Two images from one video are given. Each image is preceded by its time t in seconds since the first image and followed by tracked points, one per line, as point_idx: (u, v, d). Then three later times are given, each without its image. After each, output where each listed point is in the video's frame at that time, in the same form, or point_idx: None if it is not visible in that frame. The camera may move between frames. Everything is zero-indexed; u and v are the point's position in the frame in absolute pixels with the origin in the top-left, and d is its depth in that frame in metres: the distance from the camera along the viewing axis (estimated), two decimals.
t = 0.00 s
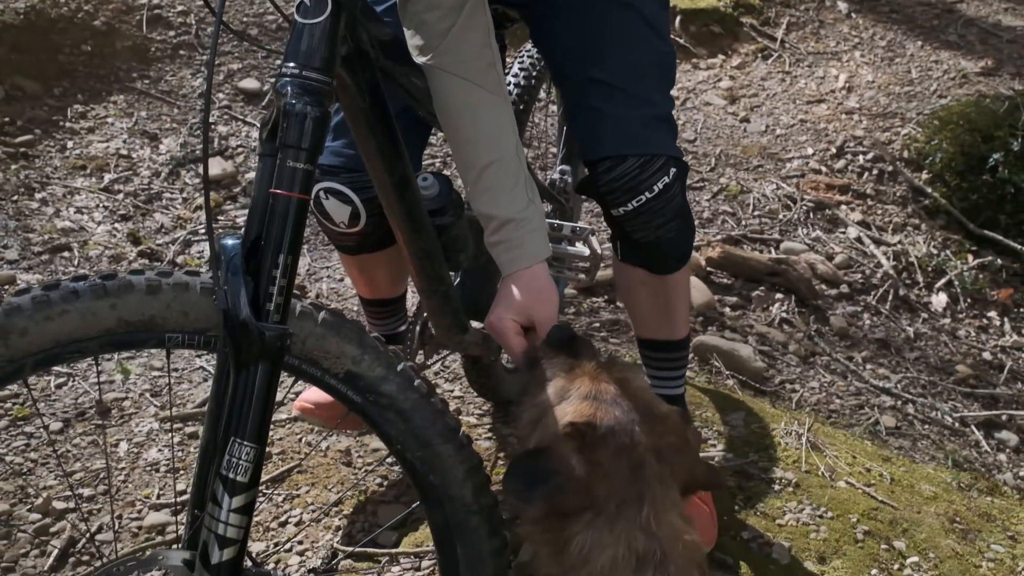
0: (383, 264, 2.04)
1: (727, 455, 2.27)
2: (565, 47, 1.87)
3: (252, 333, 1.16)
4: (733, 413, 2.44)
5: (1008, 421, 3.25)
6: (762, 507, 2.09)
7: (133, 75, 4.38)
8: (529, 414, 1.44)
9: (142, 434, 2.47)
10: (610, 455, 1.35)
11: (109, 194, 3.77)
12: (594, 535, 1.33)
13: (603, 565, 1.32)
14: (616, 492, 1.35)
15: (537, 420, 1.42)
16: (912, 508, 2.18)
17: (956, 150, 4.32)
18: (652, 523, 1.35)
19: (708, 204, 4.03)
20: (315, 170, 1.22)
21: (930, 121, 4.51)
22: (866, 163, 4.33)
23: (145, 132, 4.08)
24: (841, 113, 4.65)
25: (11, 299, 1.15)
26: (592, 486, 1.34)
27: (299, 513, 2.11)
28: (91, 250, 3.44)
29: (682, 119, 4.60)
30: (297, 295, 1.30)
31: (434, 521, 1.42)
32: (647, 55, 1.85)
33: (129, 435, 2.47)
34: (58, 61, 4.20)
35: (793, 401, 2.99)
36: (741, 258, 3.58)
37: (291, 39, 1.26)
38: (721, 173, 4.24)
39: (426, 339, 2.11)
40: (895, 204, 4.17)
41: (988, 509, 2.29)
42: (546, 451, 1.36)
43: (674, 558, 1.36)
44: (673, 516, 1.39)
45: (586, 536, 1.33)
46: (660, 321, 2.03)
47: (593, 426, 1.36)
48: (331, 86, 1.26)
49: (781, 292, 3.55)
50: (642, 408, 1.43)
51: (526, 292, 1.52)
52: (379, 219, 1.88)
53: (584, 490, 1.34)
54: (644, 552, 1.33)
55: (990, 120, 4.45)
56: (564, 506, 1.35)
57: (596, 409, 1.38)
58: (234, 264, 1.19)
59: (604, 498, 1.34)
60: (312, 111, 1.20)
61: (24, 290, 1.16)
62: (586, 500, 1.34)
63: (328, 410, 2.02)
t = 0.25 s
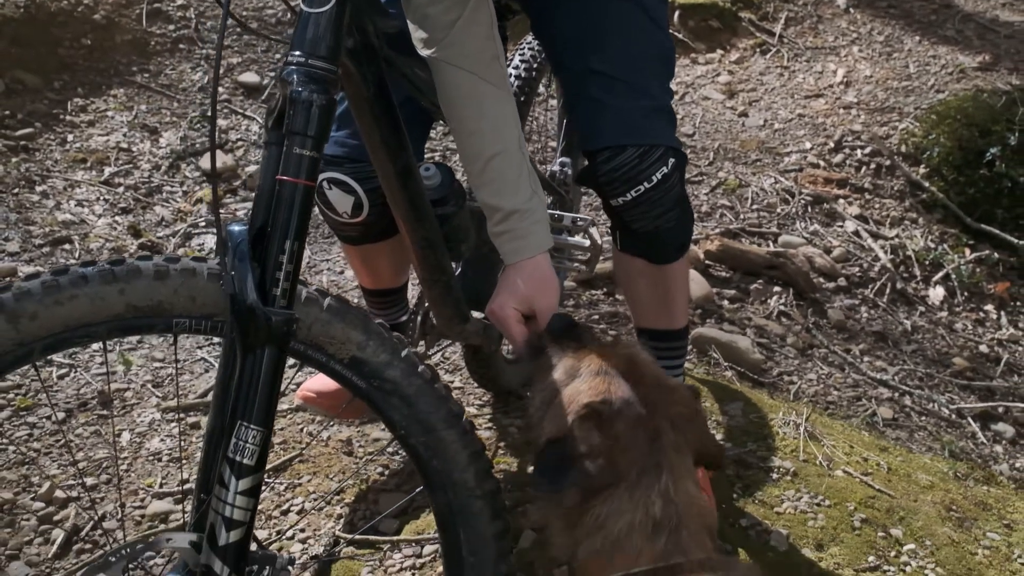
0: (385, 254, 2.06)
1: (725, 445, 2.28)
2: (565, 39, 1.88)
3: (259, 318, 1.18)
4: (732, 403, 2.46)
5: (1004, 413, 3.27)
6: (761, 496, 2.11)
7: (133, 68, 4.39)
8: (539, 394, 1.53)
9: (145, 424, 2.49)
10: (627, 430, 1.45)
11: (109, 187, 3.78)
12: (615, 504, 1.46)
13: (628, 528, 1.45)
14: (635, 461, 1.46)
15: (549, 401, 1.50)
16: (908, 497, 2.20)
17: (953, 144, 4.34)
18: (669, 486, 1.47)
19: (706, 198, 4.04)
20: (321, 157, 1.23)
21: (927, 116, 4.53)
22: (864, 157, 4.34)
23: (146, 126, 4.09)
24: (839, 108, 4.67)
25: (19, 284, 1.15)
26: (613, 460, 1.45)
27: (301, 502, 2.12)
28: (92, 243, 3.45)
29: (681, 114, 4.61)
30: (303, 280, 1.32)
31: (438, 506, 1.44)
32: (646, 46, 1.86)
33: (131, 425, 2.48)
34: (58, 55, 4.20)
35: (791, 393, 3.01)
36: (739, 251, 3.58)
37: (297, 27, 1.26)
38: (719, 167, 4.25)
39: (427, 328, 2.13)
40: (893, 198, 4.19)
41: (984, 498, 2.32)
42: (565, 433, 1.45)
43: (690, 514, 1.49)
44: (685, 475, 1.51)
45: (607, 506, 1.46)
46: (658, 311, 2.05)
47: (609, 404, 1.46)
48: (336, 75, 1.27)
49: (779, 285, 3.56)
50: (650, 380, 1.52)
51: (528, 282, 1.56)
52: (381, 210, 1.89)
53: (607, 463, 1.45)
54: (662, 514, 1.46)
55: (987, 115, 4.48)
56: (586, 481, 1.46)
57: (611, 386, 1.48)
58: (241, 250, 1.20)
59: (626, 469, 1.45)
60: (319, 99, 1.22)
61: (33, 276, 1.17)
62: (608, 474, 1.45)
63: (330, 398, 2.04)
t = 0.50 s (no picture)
0: (386, 245, 2.07)
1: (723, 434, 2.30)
2: (564, 30, 1.89)
3: (264, 305, 1.19)
4: (729, 393, 2.47)
5: (1000, 405, 3.29)
6: (759, 484, 2.13)
7: (132, 63, 4.40)
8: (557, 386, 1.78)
9: (146, 414, 2.49)
10: (643, 408, 1.70)
11: (108, 181, 3.78)
12: (636, 472, 1.64)
13: (645, 496, 1.64)
14: (652, 434, 1.68)
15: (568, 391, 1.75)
16: (904, 485, 2.23)
17: (950, 138, 4.36)
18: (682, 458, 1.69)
19: (703, 191, 4.05)
20: (324, 145, 1.24)
21: (924, 110, 4.55)
22: (860, 151, 4.36)
23: (145, 119, 4.10)
24: (836, 102, 4.69)
25: (26, 270, 1.16)
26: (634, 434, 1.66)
27: (302, 491, 2.13)
28: (91, 236, 3.46)
29: (678, 108, 4.62)
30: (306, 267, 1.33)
31: (441, 492, 1.45)
32: (644, 37, 1.88)
33: (132, 416, 2.49)
34: (57, 49, 4.21)
35: (789, 384, 3.02)
36: (736, 244, 3.59)
37: (300, 17, 1.26)
38: (717, 160, 4.26)
39: (427, 319, 2.15)
40: (889, 191, 4.20)
41: (979, 487, 2.36)
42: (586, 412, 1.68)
43: (700, 483, 1.71)
44: (696, 450, 1.74)
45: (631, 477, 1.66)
46: (657, 300, 2.06)
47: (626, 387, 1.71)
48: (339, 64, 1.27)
49: (777, 278, 3.57)
50: (660, 369, 1.79)
51: (528, 271, 1.59)
52: (382, 199, 1.90)
53: (628, 439, 1.65)
54: (677, 483, 1.67)
55: (984, 109, 4.50)
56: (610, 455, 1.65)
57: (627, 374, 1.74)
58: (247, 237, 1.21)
59: (645, 441, 1.67)
60: (323, 86, 1.23)
61: (41, 262, 1.18)
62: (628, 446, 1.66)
63: (331, 386, 2.05)
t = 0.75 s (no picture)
0: (385, 234, 2.08)
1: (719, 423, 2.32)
2: (563, 20, 1.91)
3: (268, 289, 1.21)
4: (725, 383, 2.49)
5: (993, 395, 3.32)
6: (755, 472, 2.15)
7: (128, 56, 4.39)
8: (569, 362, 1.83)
9: (145, 404, 2.50)
10: (661, 380, 1.76)
11: (105, 173, 3.78)
12: (654, 445, 1.71)
13: (665, 468, 1.71)
14: (671, 407, 1.75)
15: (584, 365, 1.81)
16: (898, 473, 2.26)
17: (944, 132, 4.39)
18: (700, 428, 1.75)
19: (699, 184, 4.06)
20: (327, 131, 1.26)
21: (918, 103, 4.57)
22: (855, 144, 4.38)
23: (142, 112, 4.09)
24: (832, 95, 4.71)
25: (32, 255, 1.17)
26: (652, 406, 1.74)
27: (302, 479, 2.14)
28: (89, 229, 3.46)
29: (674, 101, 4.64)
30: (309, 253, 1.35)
31: (441, 476, 1.47)
32: (642, 26, 1.89)
33: (131, 406, 2.49)
34: (54, 42, 4.21)
35: (784, 374, 3.04)
36: (731, 236, 3.59)
37: (303, 5, 1.28)
38: (713, 153, 4.27)
39: (425, 308, 2.16)
40: (884, 184, 4.23)
41: (972, 475, 2.39)
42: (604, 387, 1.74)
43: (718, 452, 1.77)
44: (713, 419, 1.80)
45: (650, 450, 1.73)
46: (655, 289, 2.08)
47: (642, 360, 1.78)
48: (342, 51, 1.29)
49: (772, 269, 3.57)
50: (677, 343, 1.85)
51: (525, 259, 1.59)
52: (382, 188, 1.92)
53: (647, 413, 1.73)
54: (697, 453, 1.74)
55: (978, 102, 4.53)
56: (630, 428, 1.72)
57: (643, 348, 1.80)
58: (250, 223, 1.23)
59: (665, 413, 1.74)
60: (326, 73, 1.24)
61: (45, 247, 1.19)
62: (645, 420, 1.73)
63: (330, 374, 2.06)
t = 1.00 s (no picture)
0: (384, 225, 2.09)
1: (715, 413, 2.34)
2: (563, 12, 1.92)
3: (270, 277, 1.22)
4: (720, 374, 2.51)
5: (987, 387, 3.34)
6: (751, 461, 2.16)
7: (124, 50, 4.38)
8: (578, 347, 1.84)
9: (143, 396, 2.49)
10: (672, 360, 1.79)
11: (102, 167, 3.75)
12: (668, 421, 1.74)
13: (679, 444, 1.74)
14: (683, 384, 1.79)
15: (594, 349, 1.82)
16: (893, 462, 2.28)
17: (939, 126, 4.41)
18: (710, 405, 1.80)
19: (696, 178, 4.06)
20: (329, 121, 1.26)
21: (913, 97, 4.60)
22: (851, 138, 4.40)
23: (138, 106, 4.07)
24: (827, 90, 4.73)
25: (36, 242, 1.19)
26: (664, 383, 1.77)
27: (300, 470, 2.14)
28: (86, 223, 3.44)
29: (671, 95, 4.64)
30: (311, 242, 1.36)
31: (441, 463, 1.48)
32: (642, 17, 1.90)
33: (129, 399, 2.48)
34: (49, 36, 4.21)
35: (780, 366, 3.05)
36: (726, 230, 3.60)
37: None
38: (708, 147, 4.28)
39: (424, 299, 2.17)
40: (879, 178, 4.24)
41: (967, 464, 2.41)
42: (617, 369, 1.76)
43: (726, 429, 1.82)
44: (721, 396, 1.84)
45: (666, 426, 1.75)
46: (654, 280, 2.09)
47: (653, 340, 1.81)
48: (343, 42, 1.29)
49: (767, 263, 3.58)
50: (681, 324, 1.89)
51: (522, 251, 1.62)
52: (380, 178, 1.93)
53: (662, 389, 1.76)
54: (708, 429, 1.78)
55: (973, 97, 4.55)
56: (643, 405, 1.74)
57: (653, 330, 1.84)
58: (252, 212, 1.23)
59: (678, 389, 1.78)
60: (328, 63, 1.25)
61: (49, 234, 1.20)
62: (658, 398, 1.75)
63: (329, 365, 2.06)
